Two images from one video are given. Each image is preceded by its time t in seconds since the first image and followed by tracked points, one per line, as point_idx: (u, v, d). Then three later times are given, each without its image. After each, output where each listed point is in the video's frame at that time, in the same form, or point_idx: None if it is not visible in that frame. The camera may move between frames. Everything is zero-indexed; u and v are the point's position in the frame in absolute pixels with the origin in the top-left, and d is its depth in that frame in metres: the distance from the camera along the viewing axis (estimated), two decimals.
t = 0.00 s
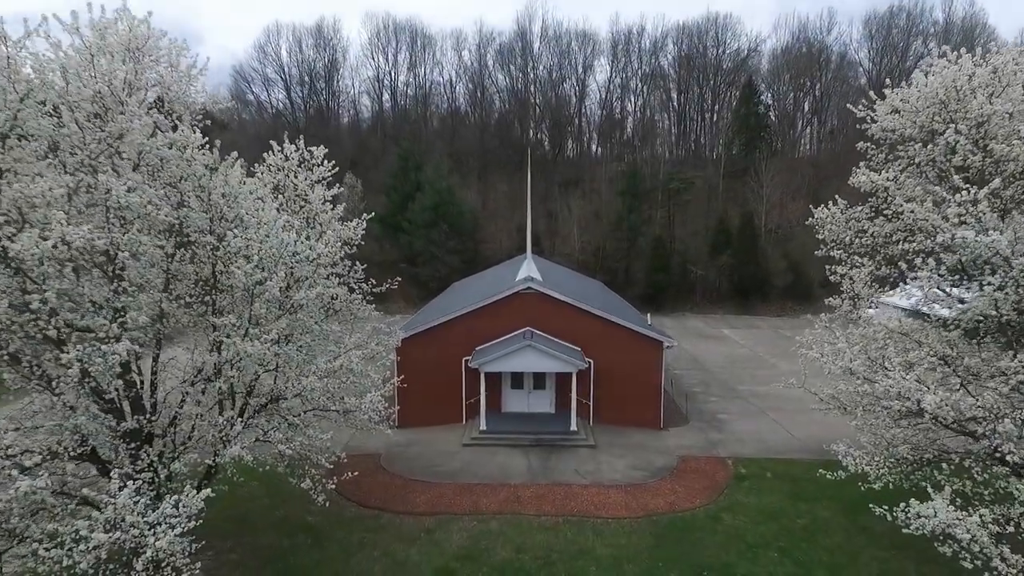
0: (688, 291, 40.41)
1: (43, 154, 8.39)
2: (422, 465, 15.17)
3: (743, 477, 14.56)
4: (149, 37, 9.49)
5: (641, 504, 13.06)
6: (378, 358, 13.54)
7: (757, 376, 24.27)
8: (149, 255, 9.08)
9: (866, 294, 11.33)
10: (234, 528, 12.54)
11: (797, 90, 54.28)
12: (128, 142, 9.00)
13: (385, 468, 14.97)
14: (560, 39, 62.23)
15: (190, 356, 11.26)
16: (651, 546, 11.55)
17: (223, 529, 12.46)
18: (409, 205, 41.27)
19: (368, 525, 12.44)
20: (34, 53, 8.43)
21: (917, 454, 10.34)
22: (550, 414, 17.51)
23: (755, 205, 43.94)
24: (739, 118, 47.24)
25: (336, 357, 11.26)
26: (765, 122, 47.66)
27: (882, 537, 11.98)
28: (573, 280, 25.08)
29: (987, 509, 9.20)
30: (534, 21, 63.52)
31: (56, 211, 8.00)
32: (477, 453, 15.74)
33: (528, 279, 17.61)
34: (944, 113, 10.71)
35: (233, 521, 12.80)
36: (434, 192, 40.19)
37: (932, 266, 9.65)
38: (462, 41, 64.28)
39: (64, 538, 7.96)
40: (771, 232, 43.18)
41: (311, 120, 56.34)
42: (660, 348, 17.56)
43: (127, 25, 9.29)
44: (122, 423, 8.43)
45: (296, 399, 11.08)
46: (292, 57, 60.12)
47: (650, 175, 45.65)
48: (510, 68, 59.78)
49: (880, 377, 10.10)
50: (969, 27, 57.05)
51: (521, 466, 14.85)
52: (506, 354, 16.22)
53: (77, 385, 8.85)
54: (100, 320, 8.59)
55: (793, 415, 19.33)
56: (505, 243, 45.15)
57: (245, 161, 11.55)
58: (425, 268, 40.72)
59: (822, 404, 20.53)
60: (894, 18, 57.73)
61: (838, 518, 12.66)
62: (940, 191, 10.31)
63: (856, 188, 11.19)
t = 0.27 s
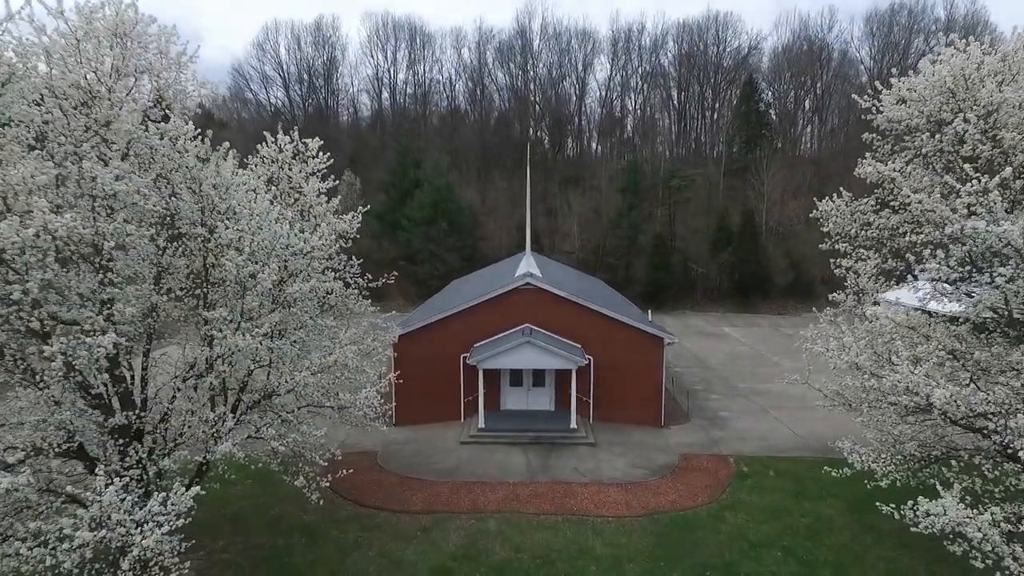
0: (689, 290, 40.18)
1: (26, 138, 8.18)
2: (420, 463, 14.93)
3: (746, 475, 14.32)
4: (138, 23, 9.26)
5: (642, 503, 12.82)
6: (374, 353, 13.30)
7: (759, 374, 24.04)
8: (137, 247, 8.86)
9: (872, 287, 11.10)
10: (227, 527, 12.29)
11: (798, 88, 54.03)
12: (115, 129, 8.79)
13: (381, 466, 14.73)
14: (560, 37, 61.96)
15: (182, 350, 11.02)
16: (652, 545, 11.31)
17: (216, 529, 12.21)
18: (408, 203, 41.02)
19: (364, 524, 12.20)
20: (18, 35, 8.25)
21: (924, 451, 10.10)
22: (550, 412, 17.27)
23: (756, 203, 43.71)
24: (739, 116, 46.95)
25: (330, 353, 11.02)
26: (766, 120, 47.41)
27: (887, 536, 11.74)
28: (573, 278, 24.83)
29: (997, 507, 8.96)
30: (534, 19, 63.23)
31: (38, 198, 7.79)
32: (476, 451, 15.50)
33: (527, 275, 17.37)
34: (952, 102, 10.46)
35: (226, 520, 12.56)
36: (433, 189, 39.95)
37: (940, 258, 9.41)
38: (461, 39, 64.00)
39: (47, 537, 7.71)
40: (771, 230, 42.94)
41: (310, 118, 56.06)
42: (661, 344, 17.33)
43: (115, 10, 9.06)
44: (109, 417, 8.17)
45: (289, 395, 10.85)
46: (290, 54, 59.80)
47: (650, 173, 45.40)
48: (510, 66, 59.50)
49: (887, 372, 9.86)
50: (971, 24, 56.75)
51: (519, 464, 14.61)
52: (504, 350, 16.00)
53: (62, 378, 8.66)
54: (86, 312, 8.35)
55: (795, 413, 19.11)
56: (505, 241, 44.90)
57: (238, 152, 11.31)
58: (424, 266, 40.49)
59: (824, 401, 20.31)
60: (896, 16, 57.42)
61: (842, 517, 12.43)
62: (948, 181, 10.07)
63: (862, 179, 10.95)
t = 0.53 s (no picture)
0: (689, 287, 39.91)
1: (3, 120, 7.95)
2: (416, 460, 14.65)
3: (749, 473, 14.03)
4: (123, 5, 8.85)
5: (642, 501, 12.54)
6: (369, 348, 13.01)
7: (760, 371, 23.78)
8: (122, 235, 8.59)
9: (879, 279, 10.82)
10: (218, 526, 12.01)
11: (799, 86, 53.77)
12: (98, 113, 8.52)
13: (377, 464, 14.45)
14: (559, 35, 61.68)
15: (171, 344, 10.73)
16: (653, 544, 11.03)
17: (208, 528, 11.96)
18: (407, 200, 40.75)
19: (358, 523, 11.92)
20: None
21: (933, 447, 9.81)
22: (549, 409, 16.99)
23: (757, 201, 43.43)
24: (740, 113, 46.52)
25: (323, 347, 10.74)
26: (767, 117, 47.01)
27: (894, 535, 11.46)
28: (572, 274, 24.58)
29: (1010, 505, 8.66)
30: (533, 16, 62.94)
31: (15, 183, 7.55)
32: (473, 448, 15.23)
33: (525, 270, 17.10)
34: (963, 88, 10.17)
35: (217, 519, 12.28)
36: (431, 187, 39.68)
37: (951, 248, 9.13)
38: (460, 36, 63.70)
39: (26, 536, 7.40)
40: (773, 227, 42.67)
41: (309, 116, 55.77)
42: (662, 340, 17.07)
43: None
44: (90, 410, 7.87)
45: (281, 390, 10.57)
46: (289, 52, 59.49)
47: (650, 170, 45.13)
48: (509, 63, 59.17)
49: (896, 365, 9.58)
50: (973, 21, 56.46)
51: (518, 461, 14.34)
52: (502, 346, 15.72)
53: (43, 370, 8.41)
54: (68, 303, 8.06)
55: (798, 410, 18.83)
56: (504, 239, 44.64)
57: (228, 141, 11.02)
58: (423, 265, 40.23)
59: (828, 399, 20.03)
60: (897, 13, 57.10)
61: (848, 515, 12.15)
62: (959, 169, 9.77)
63: (869, 168, 10.67)
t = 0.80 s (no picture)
0: (690, 286, 39.66)
1: None
2: (414, 458, 14.41)
3: (751, 471, 13.79)
4: None
5: (643, 499, 12.30)
6: (364, 343, 12.78)
7: (762, 369, 23.54)
8: (108, 224, 8.35)
9: (885, 272, 10.59)
10: (211, 525, 11.78)
11: (800, 84, 53.53)
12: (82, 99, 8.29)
13: (374, 462, 14.22)
14: (559, 33, 61.45)
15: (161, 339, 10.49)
16: (654, 543, 10.78)
17: (200, 527, 11.73)
18: (405, 198, 40.51)
19: (353, 521, 11.69)
20: None
21: (942, 444, 9.55)
22: (548, 407, 16.75)
23: (758, 198, 43.20)
24: (739, 111, 46.67)
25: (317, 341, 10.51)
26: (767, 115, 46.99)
27: (900, 534, 11.20)
28: (572, 271, 24.35)
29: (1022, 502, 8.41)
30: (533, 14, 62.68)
31: None
32: (472, 446, 14.99)
33: (524, 265, 16.86)
34: (971, 76, 9.93)
35: (210, 518, 12.05)
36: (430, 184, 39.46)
37: (960, 238, 8.89)
38: (460, 34, 63.45)
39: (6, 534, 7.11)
40: (773, 225, 42.43)
41: (307, 114, 55.50)
42: (663, 336, 16.83)
43: None
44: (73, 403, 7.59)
45: (273, 386, 10.34)
46: (287, 50, 59.24)
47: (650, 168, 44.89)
48: (509, 61, 58.92)
49: (903, 359, 9.34)
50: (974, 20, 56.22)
51: (516, 459, 14.11)
52: (501, 342, 15.47)
53: (26, 363, 8.18)
54: (50, 293, 7.82)
55: (801, 408, 18.57)
56: (503, 237, 44.40)
57: (220, 131, 10.78)
58: (422, 263, 40.01)
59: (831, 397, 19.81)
60: (899, 11, 56.83)
61: (852, 513, 11.91)
62: (968, 158, 9.53)
63: (875, 158, 10.43)
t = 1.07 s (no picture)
0: (690, 283, 39.36)
1: None
2: (410, 455, 14.13)
3: (754, 468, 13.50)
4: None
5: (644, 496, 12.01)
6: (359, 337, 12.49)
7: (765, 366, 23.25)
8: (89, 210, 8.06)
9: (893, 263, 10.31)
10: (202, 523, 11.50)
11: (801, 82, 53.24)
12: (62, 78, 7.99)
13: (369, 459, 13.94)
14: (559, 30, 61.17)
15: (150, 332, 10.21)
16: (655, 542, 10.49)
17: (191, 525, 11.45)
18: (404, 195, 40.23)
19: (347, 519, 11.40)
20: None
21: (953, 439, 9.26)
22: (547, 403, 16.47)
23: (759, 196, 42.91)
24: (740, 108, 47.12)
25: (310, 333, 10.24)
26: (768, 111, 46.81)
27: (909, 532, 10.90)
28: (571, 267, 24.06)
29: None
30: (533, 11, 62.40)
31: None
32: (470, 443, 14.69)
33: (523, 259, 16.57)
34: (983, 60, 9.64)
35: (201, 517, 11.75)
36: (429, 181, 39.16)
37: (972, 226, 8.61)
38: (459, 32, 63.18)
39: None
40: (775, 223, 42.13)
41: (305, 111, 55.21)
42: (664, 331, 16.54)
43: None
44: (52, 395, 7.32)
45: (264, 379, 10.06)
46: (285, 47, 58.89)
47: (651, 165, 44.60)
48: (509, 59, 58.53)
49: (913, 352, 9.05)
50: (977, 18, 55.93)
51: (515, 456, 13.82)
52: (499, 337, 15.18)
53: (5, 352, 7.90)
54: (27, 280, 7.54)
55: (806, 405, 18.26)
56: (503, 234, 44.12)
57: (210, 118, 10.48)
58: (421, 260, 39.71)
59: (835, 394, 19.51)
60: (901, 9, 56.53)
61: (857, 511, 11.65)
62: (980, 144, 9.24)
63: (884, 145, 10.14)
